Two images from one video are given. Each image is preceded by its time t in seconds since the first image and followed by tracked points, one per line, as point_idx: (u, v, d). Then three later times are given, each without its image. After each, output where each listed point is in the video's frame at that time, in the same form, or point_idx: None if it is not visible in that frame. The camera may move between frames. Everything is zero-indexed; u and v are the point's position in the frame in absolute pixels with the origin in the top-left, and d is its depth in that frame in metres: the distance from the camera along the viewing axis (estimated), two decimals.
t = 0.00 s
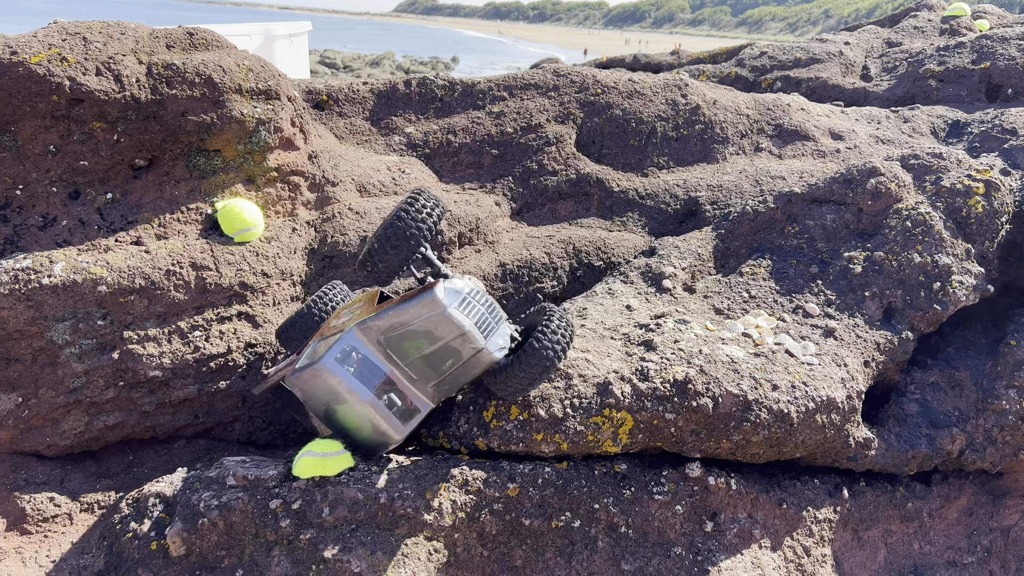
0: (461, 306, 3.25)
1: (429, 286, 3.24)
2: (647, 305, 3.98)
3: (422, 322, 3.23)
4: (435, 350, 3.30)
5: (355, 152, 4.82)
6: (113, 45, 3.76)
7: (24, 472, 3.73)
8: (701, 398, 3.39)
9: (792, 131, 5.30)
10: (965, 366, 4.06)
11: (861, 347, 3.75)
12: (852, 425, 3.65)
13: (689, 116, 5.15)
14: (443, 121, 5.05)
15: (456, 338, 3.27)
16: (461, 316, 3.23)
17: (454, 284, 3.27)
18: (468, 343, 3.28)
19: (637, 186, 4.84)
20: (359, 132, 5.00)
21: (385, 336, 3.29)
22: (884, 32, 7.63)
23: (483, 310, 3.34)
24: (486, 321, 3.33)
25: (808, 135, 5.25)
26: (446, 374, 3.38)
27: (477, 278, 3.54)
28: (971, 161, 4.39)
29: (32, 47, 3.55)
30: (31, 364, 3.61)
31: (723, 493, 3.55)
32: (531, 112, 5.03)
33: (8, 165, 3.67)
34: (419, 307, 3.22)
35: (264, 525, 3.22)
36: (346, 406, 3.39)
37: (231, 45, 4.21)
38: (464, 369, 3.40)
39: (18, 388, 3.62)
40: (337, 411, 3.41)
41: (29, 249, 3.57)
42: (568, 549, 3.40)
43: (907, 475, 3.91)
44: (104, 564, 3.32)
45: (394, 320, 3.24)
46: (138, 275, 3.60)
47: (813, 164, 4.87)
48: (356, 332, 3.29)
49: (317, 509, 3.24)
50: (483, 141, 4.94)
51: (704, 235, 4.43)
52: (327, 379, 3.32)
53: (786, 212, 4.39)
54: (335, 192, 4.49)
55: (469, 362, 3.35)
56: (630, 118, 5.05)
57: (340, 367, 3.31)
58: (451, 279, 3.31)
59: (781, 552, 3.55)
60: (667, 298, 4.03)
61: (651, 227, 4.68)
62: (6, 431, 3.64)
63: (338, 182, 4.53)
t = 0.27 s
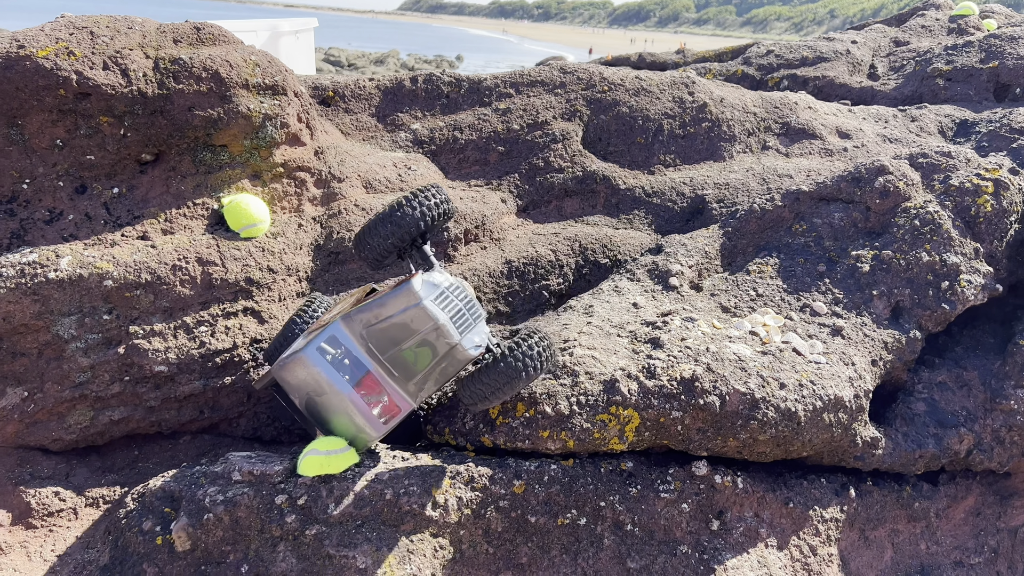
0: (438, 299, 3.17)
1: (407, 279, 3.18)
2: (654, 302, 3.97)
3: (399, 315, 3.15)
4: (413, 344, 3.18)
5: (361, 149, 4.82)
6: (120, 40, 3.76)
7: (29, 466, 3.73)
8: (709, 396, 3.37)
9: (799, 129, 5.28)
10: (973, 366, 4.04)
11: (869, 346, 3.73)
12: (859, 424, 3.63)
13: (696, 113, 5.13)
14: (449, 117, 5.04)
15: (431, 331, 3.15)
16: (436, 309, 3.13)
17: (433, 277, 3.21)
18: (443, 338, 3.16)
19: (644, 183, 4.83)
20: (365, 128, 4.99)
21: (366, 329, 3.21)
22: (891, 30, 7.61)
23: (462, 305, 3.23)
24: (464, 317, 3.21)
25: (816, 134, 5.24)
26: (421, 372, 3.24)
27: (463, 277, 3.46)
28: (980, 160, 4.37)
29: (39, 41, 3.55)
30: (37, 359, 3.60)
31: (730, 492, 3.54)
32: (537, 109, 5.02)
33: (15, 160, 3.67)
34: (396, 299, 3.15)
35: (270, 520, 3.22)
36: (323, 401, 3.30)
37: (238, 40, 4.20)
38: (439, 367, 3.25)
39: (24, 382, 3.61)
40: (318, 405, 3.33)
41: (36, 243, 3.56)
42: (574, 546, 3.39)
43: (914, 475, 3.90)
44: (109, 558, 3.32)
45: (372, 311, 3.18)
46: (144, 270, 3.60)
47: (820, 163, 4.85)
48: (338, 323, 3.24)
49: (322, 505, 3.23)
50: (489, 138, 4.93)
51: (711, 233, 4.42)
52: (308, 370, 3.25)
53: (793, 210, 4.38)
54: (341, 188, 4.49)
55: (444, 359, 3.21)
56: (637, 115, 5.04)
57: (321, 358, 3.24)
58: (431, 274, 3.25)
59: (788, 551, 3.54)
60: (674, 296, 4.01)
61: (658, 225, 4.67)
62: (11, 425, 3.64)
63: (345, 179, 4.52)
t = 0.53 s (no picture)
0: (449, 301, 3.19)
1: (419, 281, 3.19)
2: (662, 304, 3.97)
3: (410, 316, 3.16)
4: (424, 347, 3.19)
5: (369, 148, 4.82)
6: (131, 39, 3.76)
7: (38, 464, 3.74)
8: (717, 399, 3.37)
9: (808, 131, 5.27)
10: (982, 369, 4.03)
11: (877, 349, 3.72)
12: (867, 427, 3.62)
13: (704, 114, 5.13)
14: (458, 117, 5.04)
15: (442, 333, 3.17)
16: (447, 311, 3.16)
17: (444, 279, 3.24)
18: (453, 340, 3.18)
19: (652, 184, 4.83)
20: (374, 128, 4.99)
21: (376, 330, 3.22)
22: (900, 31, 7.59)
23: (472, 307, 3.25)
24: (474, 319, 3.23)
25: (825, 135, 5.22)
26: (431, 375, 3.25)
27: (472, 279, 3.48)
28: (990, 163, 4.36)
29: (51, 40, 3.56)
30: (47, 357, 3.61)
31: (738, 494, 3.53)
32: (546, 109, 5.02)
33: (26, 158, 3.68)
34: (407, 300, 3.17)
35: (278, 520, 3.22)
36: (332, 402, 3.30)
37: (248, 40, 4.21)
38: (449, 370, 3.26)
39: (34, 381, 3.62)
40: (326, 405, 3.33)
41: (46, 242, 3.57)
42: (582, 548, 3.39)
43: (923, 478, 3.89)
44: (118, 556, 3.33)
45: (383, 313, 3.19)
46: (153, 269, 3.60)
47: (829, 165, 4.84)
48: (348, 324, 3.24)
49: (331, 505, 3.24)
50: (497, 138, 4.93)
51: (720, 235, 4.41)
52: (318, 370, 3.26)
53: (802, 212, 4.37)
54: (349, 188, 4.49)
55: (455, 362, 3.22)
56: (645, 116, 5.03)
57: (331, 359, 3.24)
58: (441, 276, 3.27)
59: (796, 554, 3.54)
60: (682, 298, 4.01)
61: (666, 226, 4.67)
62: (21, 423, 3.65)
63: (353, 178, 4.53)
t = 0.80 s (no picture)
0: (485, 310, 3.19)
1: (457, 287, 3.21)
2: (673, 308, 3.96)
3: (444, 321, 3.18)
4: (454, 353, 3.19)
5: (380, 150, 4.83)
6: (145, 41, 3.78)
7: (51, 463, 3.76)
8: (729, 404, 3.36)
9: (819, 134, 5.26)
10: (994, 376, 4.02)
11: (889, 354, 3.71)
12: (879, 433, 3.62)
13: (716, 117, 5.13)
14: (468, 119, 5.05)
15: (475, 342, 3.16)
16: (483, 320, 3.15)
17: (482, 289, 3.25)
18: (486, 350, 3.15)
19: (662, 187, 4.83)
20: (385, 130, 5.00)
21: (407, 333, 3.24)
22: (913, 33, 7.55)
23: (507, 319, 3.24)
24: (509, 331, 3.21)
25: (836, 138, 5.21)
26: (458, 382, 3.25)
27: (509, 293, 3.49)
28: (1004, 168, 4.34)
29: (66, 42, 3.58)
30: (60, 357, 3.63)
31: (749, 499, 3.53)
32: (556, 111, 5.03)
33: (41, 159, 3.70)
34: (443, 306, 3.19)
35: (290, 521, 3.24)
36: (354, 402, 3.28)
37: (261, 41, 4.21)
38: (478, 378, 3.24)
39: (47, 380, 3.64)
40: (347, 404, 3.31)
41: (61, 243, 3.59)
42: (592, 552, 3.40)
43: (934, 485, 3.87)
44: (131, 556, 3.35)
45: (416, 317, 3.22)
46: (166, 271, 3.62)
47: (841, 168, 4.83)
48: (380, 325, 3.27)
49: (343, 507, 3.25)
50: (508, 140, 4.93)
51: (731, 238, 4.40)
52: (343, 368, 3.25)
53: (814, 216, 4.36)
54: (361, 190, 4.50)
55: (484, 371, 3.20)
56: (656, 119, 5.03)
57: (357, 358, 3.24)
58: (480, 286, 3.29)
59: (806, 560, 3.53)
60: (693, 302, 4.01)
61: (676, 229, 4.66)
62: (35, 422, 3.67)
63: (365, 180, 4.54)
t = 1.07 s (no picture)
0: (491, 315, 3.15)
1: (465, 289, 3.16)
2: (686, 306, 3.97)
3: (450, 324, 3.14)
4: (460, 356, 3.16)
5: (393, 148, 4.86)
6: (161, 38, 3.80)
7: (67, 456, 3.80)
8: (741, 402, 3.36)
9: (832, 133, 5.26)
10: (1008, 376, 4.01)
11: (902, 353, 3.71)
12: (891, 432, 3.61)
13: (728, 116, 5.14)
14: (481, 117, 5.08)
15: (480, 346, 3.13)
16: (488, 324, 3.12)
17: (491, 292, 3.20)
18: (490, 354, 3.13)
19: (674, 185, 4.83)
20: (397, 127, 5.03)
21: (415, 330, 3.22)
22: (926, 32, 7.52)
23: (514, 325, 3.21)
24: (513, 337, 3.19)
25: (849, 137, 5.21)
26: (463, 383, 3.23)
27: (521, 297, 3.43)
28: (1018, 167, 4.32)
29: (84, 38, 3.61)
30: (76, 351, 3.66)
31: (760, 497, 3.53)
32: (568, 110, 5.05)
33: (58, 155, 3.73)
34: (451, 308, 3.14)
35: (304, 515, 3.26)
36: (363, 396, 3.32)
37: (276, 39, 4.24)
38: (484, 381, 3.21)
39: (64, 374, 3.67)
40: (356, 397, 3.36)
41: (77, 238, 3.62)
42: (604, 548, 3.41)
43: (946, 484, 3.87)
44: (146, 548, 3.38)
45: (424, 316, 3.19)
46: (181, 266, 3.65)
47: (854, 167, 4.83)
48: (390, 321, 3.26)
49: (356, 502, 3.27)
50: (520, 138, 4.96)
51: (743, 237, 4.40)
52: (353, 362, 3.29)
53: (827, 215, 4.36)
54: (374, 187, 4.53)
55: (490, 374, 3.17)
56: (669, 117, 5.04)
57: (366, 352, 3.27)
58: (488, 288, 3.24)
59: (818, 558, 3.53)
60: (706, 300, 4.01)
61: (688, 228, 4.67)
62: (51, 415, 3.70)
63: (377, 177, 4.57)
